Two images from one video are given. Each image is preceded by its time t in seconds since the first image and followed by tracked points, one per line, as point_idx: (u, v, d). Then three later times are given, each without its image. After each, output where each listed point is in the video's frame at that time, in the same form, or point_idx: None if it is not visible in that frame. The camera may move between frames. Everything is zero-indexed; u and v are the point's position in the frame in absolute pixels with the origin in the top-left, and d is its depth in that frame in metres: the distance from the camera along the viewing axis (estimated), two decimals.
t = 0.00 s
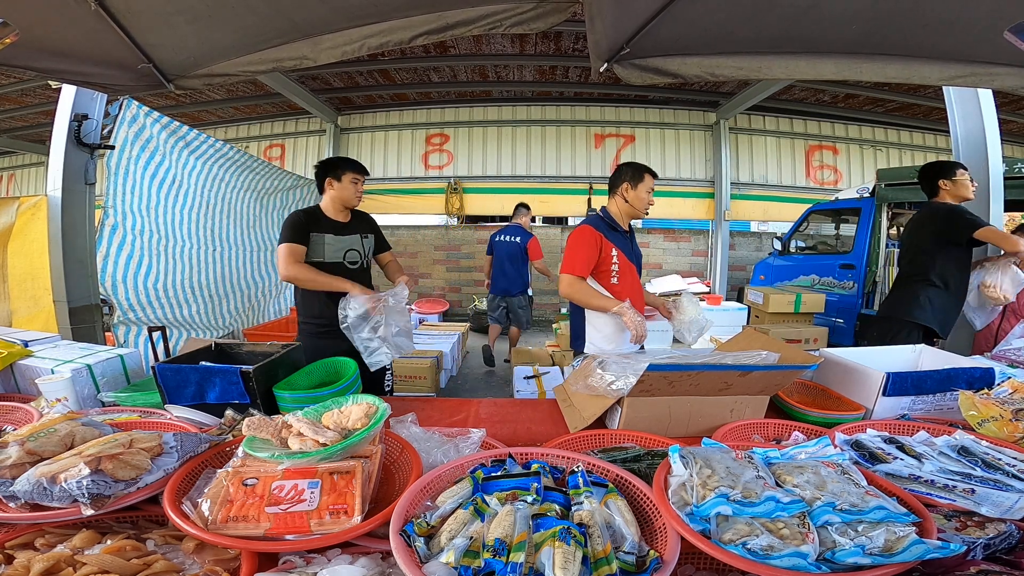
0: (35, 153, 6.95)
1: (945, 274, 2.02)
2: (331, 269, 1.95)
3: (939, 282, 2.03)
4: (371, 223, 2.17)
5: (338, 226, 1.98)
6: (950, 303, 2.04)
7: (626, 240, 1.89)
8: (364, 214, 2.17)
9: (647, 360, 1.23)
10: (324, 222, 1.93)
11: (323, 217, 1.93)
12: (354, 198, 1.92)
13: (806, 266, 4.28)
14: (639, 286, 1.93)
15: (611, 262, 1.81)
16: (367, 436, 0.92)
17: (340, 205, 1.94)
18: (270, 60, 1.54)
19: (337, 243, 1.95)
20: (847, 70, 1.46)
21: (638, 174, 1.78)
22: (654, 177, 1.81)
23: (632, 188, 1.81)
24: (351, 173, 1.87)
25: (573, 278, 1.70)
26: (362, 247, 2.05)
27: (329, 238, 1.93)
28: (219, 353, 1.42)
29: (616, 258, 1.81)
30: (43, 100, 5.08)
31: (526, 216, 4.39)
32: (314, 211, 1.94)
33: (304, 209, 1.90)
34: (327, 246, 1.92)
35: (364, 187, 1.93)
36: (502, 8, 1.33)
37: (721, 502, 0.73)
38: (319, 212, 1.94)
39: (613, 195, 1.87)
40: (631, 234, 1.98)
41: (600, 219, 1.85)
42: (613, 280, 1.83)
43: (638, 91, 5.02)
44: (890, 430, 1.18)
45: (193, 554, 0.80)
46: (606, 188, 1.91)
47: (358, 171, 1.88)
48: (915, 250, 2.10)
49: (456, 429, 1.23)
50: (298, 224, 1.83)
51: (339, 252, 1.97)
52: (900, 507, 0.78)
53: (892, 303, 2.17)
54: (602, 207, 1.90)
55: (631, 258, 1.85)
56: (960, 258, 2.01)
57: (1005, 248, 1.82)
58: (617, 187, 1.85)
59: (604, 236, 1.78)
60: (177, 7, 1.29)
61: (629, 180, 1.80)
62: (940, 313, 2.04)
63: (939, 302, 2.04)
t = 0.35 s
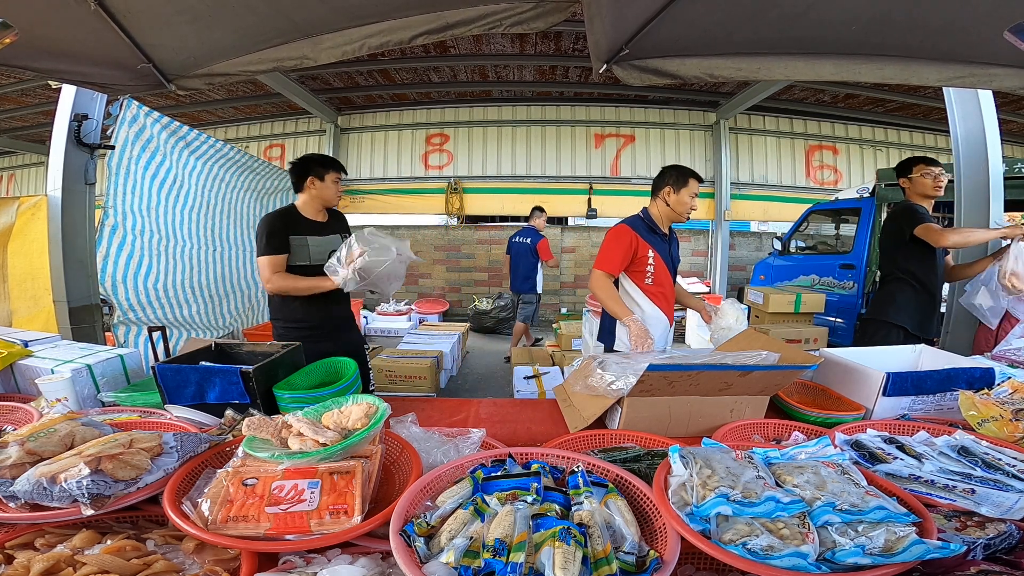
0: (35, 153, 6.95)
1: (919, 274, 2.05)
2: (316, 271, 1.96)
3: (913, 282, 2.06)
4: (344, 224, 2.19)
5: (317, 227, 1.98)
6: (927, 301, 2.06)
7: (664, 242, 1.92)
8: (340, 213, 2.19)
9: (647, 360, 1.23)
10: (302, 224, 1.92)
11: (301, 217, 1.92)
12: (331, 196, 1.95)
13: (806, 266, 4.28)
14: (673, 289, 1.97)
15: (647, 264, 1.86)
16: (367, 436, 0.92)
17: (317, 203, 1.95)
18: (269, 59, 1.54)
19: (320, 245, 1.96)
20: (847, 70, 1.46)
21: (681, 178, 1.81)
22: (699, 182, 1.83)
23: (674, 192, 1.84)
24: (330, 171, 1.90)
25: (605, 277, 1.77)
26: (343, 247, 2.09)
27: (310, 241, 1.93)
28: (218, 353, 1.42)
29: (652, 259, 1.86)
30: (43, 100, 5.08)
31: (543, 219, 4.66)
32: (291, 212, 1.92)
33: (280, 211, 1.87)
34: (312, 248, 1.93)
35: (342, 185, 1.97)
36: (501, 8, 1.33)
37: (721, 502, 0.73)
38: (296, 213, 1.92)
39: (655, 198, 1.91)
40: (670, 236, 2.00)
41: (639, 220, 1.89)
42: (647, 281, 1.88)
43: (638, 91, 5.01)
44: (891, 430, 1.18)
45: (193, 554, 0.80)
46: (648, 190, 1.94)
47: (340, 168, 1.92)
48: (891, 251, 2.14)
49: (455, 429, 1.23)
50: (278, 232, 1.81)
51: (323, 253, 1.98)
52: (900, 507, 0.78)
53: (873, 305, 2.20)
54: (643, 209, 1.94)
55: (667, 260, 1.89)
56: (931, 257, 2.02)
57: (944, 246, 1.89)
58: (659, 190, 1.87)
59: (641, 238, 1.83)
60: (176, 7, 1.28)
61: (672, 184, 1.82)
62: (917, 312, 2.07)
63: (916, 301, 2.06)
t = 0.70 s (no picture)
0: (35, 153, 6.95)
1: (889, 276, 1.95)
2: (298, 271, 1.97)
3: (882, 285, 1.97)
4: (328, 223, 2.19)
5: (298, 228, 1.98)
6: (900, 303, 1.96)
7: (701, 245, 1.90)
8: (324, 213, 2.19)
9: (646, 360, 1.23)
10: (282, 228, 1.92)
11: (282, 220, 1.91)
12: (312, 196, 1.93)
13: (806, 266, 4.28)
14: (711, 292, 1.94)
15: (682, 266, 1.85)
16: (367, 436, 0.92)
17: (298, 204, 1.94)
18: (269, 59, 1.54)
19: (301, 245, 1.97)
20: (847, 70, 1.46)
21: (718, 180, 1.78)
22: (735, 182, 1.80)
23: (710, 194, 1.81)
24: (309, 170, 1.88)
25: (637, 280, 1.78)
26: (326, 247, 2.08)
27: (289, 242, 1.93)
28: (219, 353, 1.42)
29: (686, 261, 1.84)
30: (43, 100, 5.08)
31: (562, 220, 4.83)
32: (273, 214, 1.92)
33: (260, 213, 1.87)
34: (291, 249, 1.93)
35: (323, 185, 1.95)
36: (500, 7, 1.33)
37: (721, 502, 0.73)
38: (278, 215, 1.92)
39: (689, 199, 1.89)
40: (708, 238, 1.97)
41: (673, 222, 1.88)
42: (683, 283, 1.86)
43: (638, 91, 5.01)
44: (891, 430, 1.18)
45: (193, 554, 0.80)
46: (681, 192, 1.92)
47: (317, 168, 1.90)
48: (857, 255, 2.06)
49: (456, 429, 1.23)
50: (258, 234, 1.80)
51: (304, 254, 1.98)
52: (900, 507, 0.78)
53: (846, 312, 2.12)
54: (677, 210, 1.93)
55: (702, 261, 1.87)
56: (897, 257, 1.93)
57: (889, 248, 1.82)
58: (693, 193, 1.86)
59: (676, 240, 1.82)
60: (176, 7, 1.28)
61: (708, 186, 1.80)
62: (891, 317, 1.97)
63: (887, 305, 1.97)
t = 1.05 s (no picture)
0: (35, 153, 6.94)
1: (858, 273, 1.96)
2: (295, 271, 1.96)
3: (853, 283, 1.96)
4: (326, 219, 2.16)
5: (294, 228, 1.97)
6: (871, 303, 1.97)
7: (733, 247, 1.88)
8: (322, 210, 2.17)
9: (646, 360, 1.23)
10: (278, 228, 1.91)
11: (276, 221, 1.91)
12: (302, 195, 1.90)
13: (806, 266, 4.28)
14: (746, 296, 1.90)
15: (710, 269, 1.86)
16: (367, 436, 0.92)
17: (291, 206, 1.93)
18: (269, 59, 1.54)
19: (296, 244, 1.95)
20: (847, 70, 1.47)
21: (754, 186, 1.75)
22: (774, 188, 1.75)
23: (745, 199, 1.80)
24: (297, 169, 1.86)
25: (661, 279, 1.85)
26: (322, 246, 2.06)
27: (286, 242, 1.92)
28: (219, 353, 1.42)
29: (715, 264, 1.85)
30: (43, 100, 5.08)
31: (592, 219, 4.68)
32: (269, 215, 1.92)
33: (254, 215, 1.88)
34: (286, 250, 1.92)
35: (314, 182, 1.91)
36: (501, 8, 1.33)
37: (721, 502, 0.73)
38: (272, 216, 1.92)
39: (725, 204, 1.89)
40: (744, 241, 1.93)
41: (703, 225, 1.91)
42: (711, 285, 1.87)
43: (638, 91, 5.01)
44: (891, 431, 1.18)
45: (193, 554, 0.80)
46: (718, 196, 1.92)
47: (302, 165, 1.87)
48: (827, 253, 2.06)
49: (455, 428, 1.23)
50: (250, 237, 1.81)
51: (300, 253, 1.97)
52: (900, 507, 0.78)
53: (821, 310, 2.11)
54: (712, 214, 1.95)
55: (734, 264, 1.86)
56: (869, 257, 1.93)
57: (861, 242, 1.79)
58: (731, 196, 1.84)
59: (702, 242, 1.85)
60: (176, 7, 1.28)
61: (743, 192, 1.78)
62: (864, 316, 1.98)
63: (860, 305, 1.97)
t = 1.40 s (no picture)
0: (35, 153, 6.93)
1: (857, 274, 1.96)
2: (311, 272, 1.96)
3: (853, 284, 1.97)
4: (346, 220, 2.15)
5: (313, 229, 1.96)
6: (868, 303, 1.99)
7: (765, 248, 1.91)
8: (341, 212, 2.15)
9: (647, 361, 1.23)
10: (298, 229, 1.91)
11: (296, 222, 1.91)
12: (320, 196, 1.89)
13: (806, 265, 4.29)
14: (776, 297, 1.93)
15: (739, 267, 1.93)
16: (367, 436, 0.92)
17: (311, 207, 1.93)
18: (269, 59, 1.54)
19: (314, 245, 1.95)
20: (847, 70, 1.46)
21: (797, 198, 1.70)
22: (819, 204, 1.68)
23: (784, 208, 1.77)
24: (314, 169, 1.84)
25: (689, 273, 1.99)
26: (340, 247, 2.05)
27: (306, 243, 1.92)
28: (219, 353, 1.42)
29: (743, 262, 1.91)
30: (43, 100, 5.08)
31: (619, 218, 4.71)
32: (289, 215, 1.93)
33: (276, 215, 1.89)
34: (304, 250, 1.92)
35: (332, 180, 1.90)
36: (501, 8, 1.33)
37: (721, 502, 0.73)
38: (293, 216, 1.92)
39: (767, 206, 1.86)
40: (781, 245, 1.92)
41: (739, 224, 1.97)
42: (739, 283, 1.94)
43: (638, 91, 5.01)
44: (891, 430, 1.18)
45: (193, 554, 0.80)
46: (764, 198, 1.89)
47: (320, 165, 1.85)
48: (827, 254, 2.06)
49: (455, 429, 1.23)
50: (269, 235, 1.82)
51: (318, 254, 1.97)
52: (900, 507, 0.78)
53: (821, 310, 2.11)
54: (754, 214, 1.96)
55: (763, 265, 1.89)
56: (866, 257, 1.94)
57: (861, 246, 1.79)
58: (772, 200, 1.80)
59: (731, 241, 1.93)
60: (176, 7, 1.29)
61: (783, 201, 1.75)
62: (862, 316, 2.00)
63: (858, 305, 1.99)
